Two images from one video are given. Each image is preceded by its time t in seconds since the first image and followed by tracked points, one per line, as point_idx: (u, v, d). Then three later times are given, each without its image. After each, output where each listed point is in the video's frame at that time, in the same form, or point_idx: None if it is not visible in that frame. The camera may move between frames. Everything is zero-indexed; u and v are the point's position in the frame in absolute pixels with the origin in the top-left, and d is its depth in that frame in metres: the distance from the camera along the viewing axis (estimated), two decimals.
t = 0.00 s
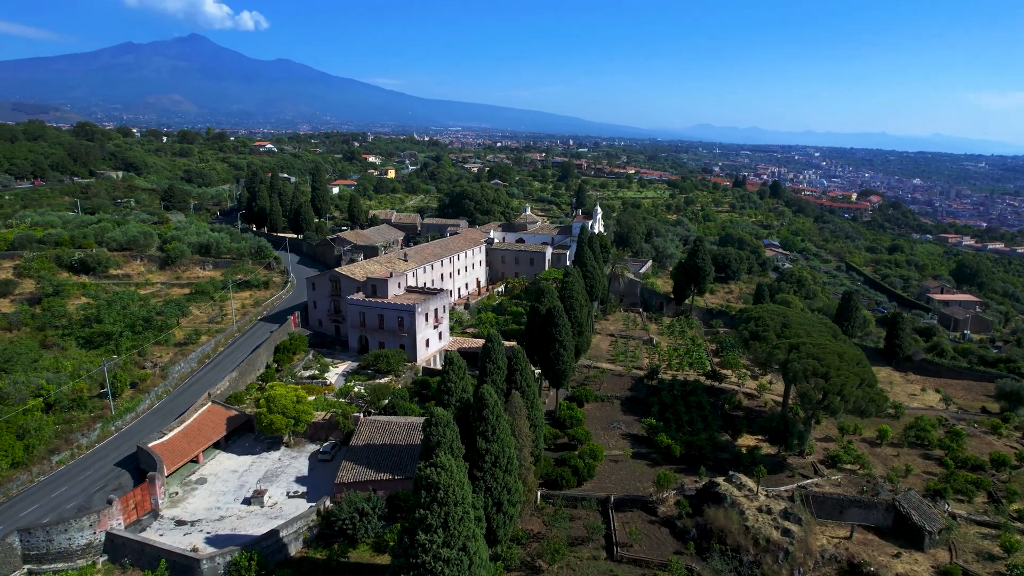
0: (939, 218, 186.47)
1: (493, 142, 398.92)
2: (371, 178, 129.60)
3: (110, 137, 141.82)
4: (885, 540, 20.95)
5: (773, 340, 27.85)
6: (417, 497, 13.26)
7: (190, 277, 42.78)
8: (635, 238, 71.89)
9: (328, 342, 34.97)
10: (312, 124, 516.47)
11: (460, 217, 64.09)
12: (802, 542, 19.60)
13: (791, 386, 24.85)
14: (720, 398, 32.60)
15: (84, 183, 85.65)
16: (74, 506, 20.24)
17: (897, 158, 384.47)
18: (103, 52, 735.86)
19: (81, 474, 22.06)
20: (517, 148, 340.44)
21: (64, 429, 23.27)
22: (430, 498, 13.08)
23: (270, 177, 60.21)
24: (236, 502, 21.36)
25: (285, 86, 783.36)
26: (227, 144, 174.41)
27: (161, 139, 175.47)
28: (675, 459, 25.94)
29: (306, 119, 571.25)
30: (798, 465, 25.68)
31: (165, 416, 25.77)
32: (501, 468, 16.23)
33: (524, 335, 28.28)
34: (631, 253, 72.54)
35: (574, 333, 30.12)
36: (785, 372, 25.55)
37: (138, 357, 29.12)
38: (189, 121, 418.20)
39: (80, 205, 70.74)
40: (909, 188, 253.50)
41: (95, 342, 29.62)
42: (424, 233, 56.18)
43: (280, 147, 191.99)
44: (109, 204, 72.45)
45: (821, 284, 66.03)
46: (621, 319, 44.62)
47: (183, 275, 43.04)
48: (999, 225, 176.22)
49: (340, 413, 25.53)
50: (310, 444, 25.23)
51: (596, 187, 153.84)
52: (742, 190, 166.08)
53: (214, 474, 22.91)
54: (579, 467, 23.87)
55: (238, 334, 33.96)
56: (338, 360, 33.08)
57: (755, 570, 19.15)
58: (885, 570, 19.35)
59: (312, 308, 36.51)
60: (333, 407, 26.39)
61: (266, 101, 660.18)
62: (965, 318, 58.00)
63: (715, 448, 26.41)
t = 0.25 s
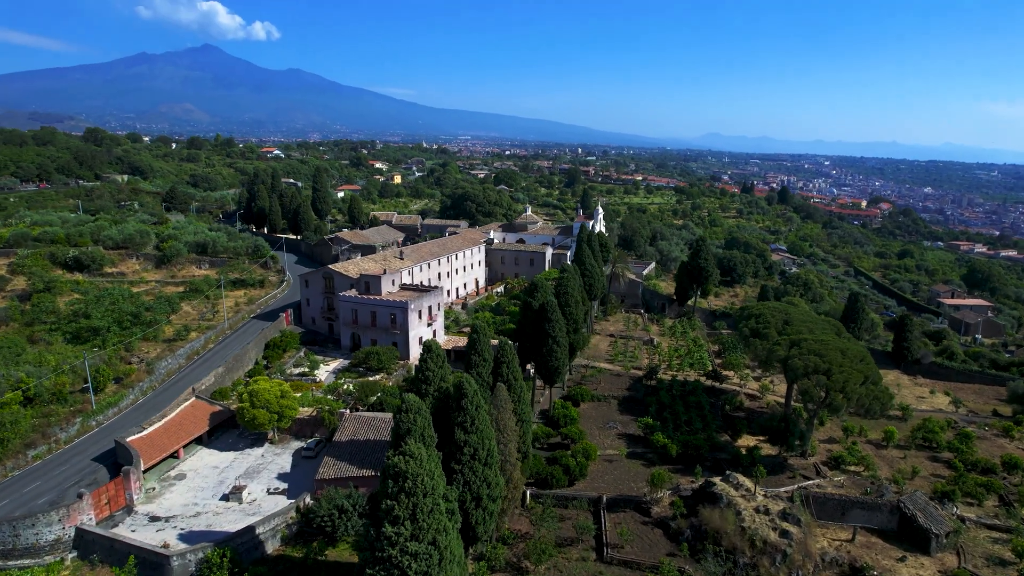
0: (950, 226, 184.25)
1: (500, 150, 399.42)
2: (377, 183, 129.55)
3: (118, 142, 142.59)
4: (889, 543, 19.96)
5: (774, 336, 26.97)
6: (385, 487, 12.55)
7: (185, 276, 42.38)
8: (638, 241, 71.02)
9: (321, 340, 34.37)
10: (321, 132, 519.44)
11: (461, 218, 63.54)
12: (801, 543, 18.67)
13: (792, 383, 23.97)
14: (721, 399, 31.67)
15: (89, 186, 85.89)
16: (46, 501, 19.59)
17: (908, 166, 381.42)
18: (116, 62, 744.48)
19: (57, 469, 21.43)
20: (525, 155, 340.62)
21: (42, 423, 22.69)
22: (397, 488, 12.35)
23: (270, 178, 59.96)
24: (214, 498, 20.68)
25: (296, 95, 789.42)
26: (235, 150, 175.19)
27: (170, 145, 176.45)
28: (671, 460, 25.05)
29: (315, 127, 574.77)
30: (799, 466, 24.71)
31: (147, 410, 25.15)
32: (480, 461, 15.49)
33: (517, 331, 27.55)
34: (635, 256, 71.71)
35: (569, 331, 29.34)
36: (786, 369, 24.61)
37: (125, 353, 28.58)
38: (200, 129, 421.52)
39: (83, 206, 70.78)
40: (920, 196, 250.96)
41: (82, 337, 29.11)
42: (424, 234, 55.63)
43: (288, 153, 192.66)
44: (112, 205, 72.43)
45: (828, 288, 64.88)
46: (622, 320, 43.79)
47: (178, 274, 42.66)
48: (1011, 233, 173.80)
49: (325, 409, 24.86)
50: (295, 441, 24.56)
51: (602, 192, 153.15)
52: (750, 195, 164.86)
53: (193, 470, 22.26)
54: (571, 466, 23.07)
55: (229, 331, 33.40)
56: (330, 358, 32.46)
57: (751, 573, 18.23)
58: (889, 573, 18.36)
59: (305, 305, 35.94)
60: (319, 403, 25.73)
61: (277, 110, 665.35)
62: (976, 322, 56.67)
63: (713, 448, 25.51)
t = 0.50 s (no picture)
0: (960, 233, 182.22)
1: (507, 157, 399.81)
2: (381, 188, 129.48)
3: (125, 148, 143.24)
4: (893, 545, 19.09)
5: (774, 333, 26.20)
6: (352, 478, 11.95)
7: (181, 274, 42.01)
8: (642, 244, 70.27)
9: (314, 338, 33.85)
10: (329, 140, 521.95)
11: (463, 220, 63.06)
12: (800, 545, 17.84)
13: (792, 380, 23.18)
14: (721, 399, 30.86)
15: (93, 188, 86.09)
16: (19, 495, 19.01)
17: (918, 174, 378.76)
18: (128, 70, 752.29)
19: (34, 464, 20.87)
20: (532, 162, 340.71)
21: (22, 417, 22.17)
22: (364, 477, 11.75)
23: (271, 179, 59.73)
24: (193, 494, 20.08)
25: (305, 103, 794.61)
26: (242, 155, 175.87)
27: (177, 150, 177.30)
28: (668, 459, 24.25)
29: (324, 135, 578.13)
30: (801, 467, 23.86)
31: (131, 406, 24.64)
32: (460, 454, 14.82)
33: (510, 327, 26.91)
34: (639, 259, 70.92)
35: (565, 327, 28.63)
36: (786, 366, 23.81)
37: (112, 349, 28.10)
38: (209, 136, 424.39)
39: (85, 208, 70.77)
40: (931, 204, 248.67)
41: (69, 332, 28.65)
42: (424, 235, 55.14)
43: (294, 159, 193.24)
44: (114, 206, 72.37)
45: (835, 291, 63.85)
46: (622, 320, 43.06)
47: (174, 273, 42.30)
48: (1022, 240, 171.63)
49: (312, 405, 24.27)
50: (281, 437, 23.99)
51: (608, 198, 152.46)
52: (757, 201, 163.70)
53: (175, 466, 21.68)
54: (563, 465, 22.35)
55: (221, 328, 32.90)
56: (322, 355, 31.93)
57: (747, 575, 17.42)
58: None
59: (299, 303, 35.43)
60: (306, 400, 25.17)
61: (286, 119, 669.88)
62: (987, 325, 55.48)
63: (711, 449, 24.70)
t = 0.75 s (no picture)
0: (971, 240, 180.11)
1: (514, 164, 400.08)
2: (387, 193, 129.38)
3: (133, 152, 143.87)
4: (897, 547, 18.22)
5: (775, 329, 25.40)
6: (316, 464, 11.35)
7: (177, 273, 41.63)
8: (646, 246, 69.50)
9: (306, 336, 33.32)
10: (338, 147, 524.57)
11: (465, 222, 62.58)
12: (799, 546, 17.01)
13: (793, 376, 22.37)
14: (722, 399, 30.03)
15: (98, 191, 86.26)
16: None
17: (928, 182, 376.01)
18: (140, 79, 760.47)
19: (10, 458, 20.33)
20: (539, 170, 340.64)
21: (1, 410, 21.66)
22: (328, 464, 11.14)
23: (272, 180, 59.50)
24: (171, 489, 19.49)
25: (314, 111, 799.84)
26: (249, 161, 176.49)
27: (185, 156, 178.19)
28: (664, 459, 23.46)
29: (332, 143, 581.10)
30: (802, 467, 23.01)
31: (115, 400, 24.11)
32: (438, 445, 14.17)
33: (503, 323, 26.24)
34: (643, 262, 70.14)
35: (560, 324, 27.88)
36: (786, 362, 23.01)
37: (99, 344, 27.63)
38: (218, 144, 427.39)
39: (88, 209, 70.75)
40: (942, 212, 246.24)
41: (57, 327, 28.20)
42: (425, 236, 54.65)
43: (301, 165, 193.81)
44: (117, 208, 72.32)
45: (842, 295, 62.79)
46: (623, 321, 42.30)
47: (170, 271, 41.93)
48: None
49: (298, 401, 23.69)
50: (266, 433, 23.39)
51: (614, 203, 151.73)
52: (765, 207, 162.48)
53: (155, 461, 21.11)
54: (554, 463, 21.61)
55: (213, 325, 32.42)
56: (314, 353, 31.37)
57: None
58: None
59: (293, 301, 34.93)
60: (293, 395, 24.60)
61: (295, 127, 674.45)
62: (998, 329, 54.25)
63: (709, 449, 23.88)
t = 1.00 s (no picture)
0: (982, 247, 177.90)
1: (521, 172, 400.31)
2: (392, 198, 129.27)
3: (140, 157, 144.48)
4: (902, 549, 17.36)
5: (776, 324, 24.61)
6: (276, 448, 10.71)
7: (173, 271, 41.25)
8: (650, 249, 68.66)
9: (299, 334, 32.78)
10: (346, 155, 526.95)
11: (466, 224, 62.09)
12: (797, 547, 16.17)
13: (793, 372, 21.58)
14: (722, 399, 29.20)
15: (103, 194, 86.35)
16: None
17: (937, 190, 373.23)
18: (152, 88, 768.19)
19: None
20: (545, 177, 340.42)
21: None
22: (287, 448, 10.50)
23: (273, 181, 59.25)
24: (147, 484, 18.91)
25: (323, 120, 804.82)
26: (256, 167, 177.06)
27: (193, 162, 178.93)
28: (659, 458, 22.67)
29: (342, 152, 583.83)
30: (803, 467, 22.17)
31: (97, 394, 23.60)
32: (413, 434, 13.52)
33: (496, 318, 25.55)
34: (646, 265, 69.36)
35: (556, 319, 27.17)
36: (786, 358, 22.22)
37: (85, 339, 27.18)
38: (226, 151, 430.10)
39: (91, 210, 70.74)
40: (953, 221, 243.74)
41: (44, 322, 27.77)
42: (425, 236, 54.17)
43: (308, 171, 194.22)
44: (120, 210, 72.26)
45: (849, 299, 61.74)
46: (624, 322, 41.55)
47: (166, 269, 41.57)
48: None
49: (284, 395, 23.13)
50: (250, 429, 22.81)
51: (620, 209, 150.98)
52: (772, 213, 161.24)
53: (133, 455, 20.54)
54: (543, 460, 20.92)
55: (204, 321, 31.92)
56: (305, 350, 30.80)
57: None
58: None
59: (286, 298, 34.41)
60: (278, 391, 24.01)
61: (305, 135, 678.21)
62: (1009, 333, 53.05)
63: (707, 448, 23.05)
